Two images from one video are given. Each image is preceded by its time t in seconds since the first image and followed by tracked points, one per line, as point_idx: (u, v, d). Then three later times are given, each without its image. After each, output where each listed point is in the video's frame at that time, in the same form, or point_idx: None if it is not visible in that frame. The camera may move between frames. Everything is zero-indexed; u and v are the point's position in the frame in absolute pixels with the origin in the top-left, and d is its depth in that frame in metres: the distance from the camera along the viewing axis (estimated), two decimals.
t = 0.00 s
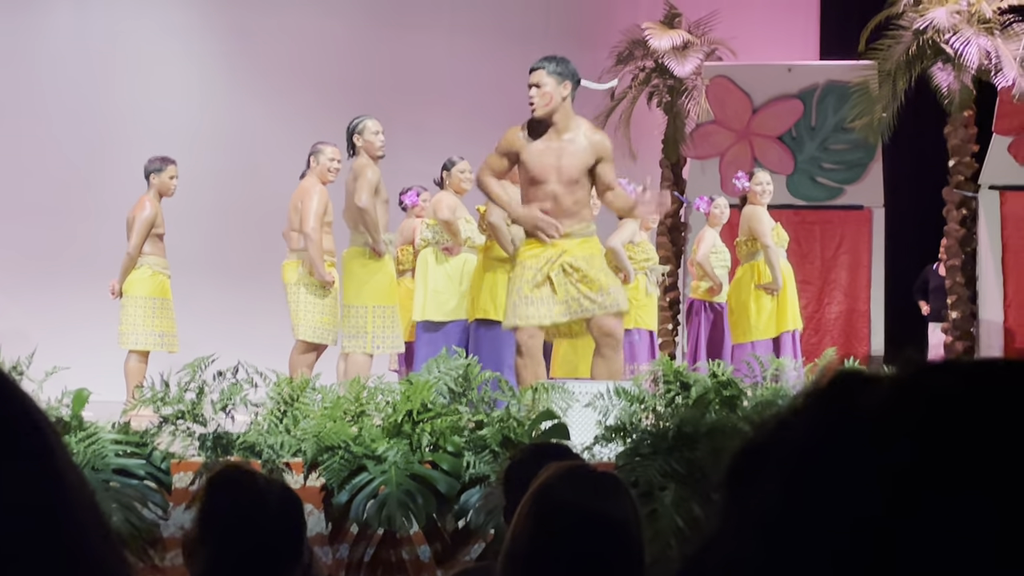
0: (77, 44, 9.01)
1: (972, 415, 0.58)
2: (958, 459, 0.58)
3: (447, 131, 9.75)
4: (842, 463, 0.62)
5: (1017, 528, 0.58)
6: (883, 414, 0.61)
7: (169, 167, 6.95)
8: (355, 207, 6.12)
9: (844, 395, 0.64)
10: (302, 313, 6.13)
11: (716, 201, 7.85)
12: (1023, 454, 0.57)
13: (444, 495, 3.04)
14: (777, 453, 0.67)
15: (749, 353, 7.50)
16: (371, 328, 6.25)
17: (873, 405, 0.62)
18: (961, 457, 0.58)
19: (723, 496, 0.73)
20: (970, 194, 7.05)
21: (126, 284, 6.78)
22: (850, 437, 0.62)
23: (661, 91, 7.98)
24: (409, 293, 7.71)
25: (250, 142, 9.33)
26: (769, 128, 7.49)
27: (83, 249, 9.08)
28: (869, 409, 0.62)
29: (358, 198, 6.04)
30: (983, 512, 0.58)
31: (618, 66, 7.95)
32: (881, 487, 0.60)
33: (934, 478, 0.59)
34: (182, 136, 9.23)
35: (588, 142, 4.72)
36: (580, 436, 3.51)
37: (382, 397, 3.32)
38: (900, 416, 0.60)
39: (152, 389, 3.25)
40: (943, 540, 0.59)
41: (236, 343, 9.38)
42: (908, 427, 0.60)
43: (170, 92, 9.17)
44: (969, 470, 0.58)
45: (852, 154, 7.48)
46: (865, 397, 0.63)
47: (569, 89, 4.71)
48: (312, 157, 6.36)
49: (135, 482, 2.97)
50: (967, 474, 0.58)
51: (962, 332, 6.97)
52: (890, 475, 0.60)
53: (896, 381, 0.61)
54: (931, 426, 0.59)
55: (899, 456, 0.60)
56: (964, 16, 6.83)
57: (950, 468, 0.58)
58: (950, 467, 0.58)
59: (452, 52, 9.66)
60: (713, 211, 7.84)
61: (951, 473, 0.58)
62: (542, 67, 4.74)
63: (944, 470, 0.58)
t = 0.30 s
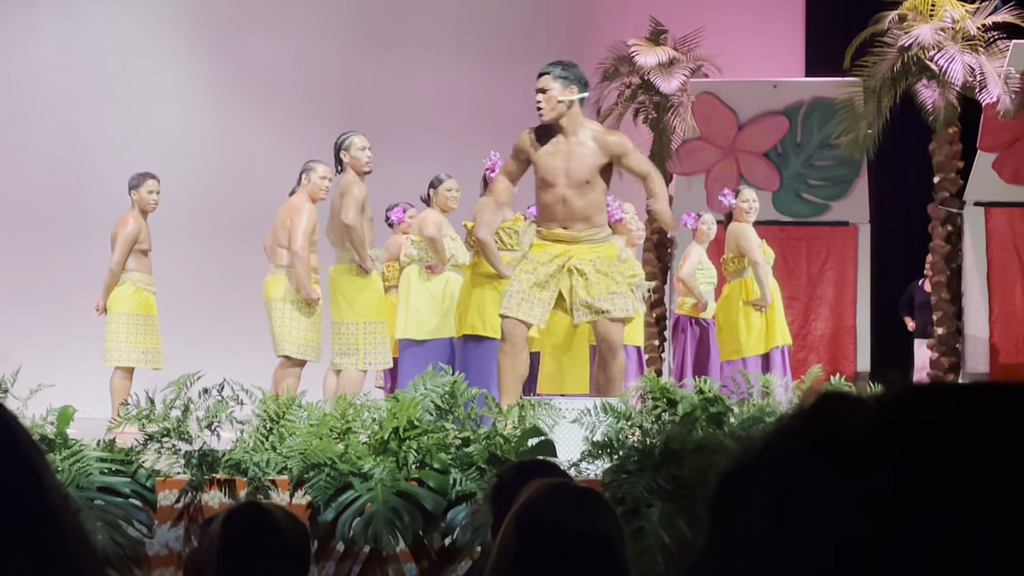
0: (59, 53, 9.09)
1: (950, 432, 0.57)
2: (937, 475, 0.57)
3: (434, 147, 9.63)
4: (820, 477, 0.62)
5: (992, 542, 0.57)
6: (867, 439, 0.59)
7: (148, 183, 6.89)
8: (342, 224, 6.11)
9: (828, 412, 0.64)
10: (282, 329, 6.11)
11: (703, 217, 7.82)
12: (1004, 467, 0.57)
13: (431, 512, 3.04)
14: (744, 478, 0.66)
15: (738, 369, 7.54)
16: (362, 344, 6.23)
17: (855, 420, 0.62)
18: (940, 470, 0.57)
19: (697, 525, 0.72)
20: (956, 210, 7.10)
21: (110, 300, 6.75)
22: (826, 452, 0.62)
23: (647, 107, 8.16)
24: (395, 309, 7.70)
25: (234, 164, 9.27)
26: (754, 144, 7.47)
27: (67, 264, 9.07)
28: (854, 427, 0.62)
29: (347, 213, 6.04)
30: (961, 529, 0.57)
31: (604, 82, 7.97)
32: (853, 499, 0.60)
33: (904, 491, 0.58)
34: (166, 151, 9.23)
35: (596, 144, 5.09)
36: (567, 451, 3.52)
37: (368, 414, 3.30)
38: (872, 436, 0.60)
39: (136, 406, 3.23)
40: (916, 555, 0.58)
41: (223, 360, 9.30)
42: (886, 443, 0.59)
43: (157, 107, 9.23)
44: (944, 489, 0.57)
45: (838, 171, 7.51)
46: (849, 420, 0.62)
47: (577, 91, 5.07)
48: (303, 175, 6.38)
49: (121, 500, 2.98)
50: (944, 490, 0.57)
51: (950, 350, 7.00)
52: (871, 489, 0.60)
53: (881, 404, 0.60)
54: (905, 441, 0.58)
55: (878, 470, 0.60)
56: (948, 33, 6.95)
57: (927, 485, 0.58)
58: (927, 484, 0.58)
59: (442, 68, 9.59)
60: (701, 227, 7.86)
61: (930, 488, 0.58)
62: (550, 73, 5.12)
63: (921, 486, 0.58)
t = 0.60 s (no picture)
0: (46, 58, 9.11)
1: (937, 437, 0.59)
2: (921, 478, 0.60)
3: (420, 158, 9.61)
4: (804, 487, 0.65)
5: (977, 546, 0.58)
6: (856, 447, 0.62)
7: (137, 197, 6.91)
8: (329, 236, 6.10)
9: (818, 427, 0.67)
10: (269, 341, 6.09)
11: (692, 229, 7.79)
12: (990, 469, 0.59)
13: (419, 525, 3.04)
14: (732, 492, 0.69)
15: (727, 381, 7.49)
16: (348, 357, 6.23)
17: (840, 434, 0.65)
18: (925, 472, 0.60)
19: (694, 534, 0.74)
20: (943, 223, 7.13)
21: (95, 314, 6.74)
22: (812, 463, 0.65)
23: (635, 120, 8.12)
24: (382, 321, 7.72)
25: (222, 175, 9.26)
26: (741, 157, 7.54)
27: (54, 275, 9.07)
28: (837, 437, 0.65)
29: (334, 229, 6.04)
30: (949, 534, 0.59)
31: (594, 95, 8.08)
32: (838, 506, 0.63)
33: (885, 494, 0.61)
34: (155, 162, 9.24)
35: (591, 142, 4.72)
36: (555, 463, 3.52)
37: (356, 426, 3.29)
38: (857, 443, 0.62)
39: (123, 418, 3.20)
40: (899, 559, 0.60)
41: (211, 372, 9.32)
42: (873, 450, 0.61)
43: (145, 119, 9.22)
44: (932, 493, 0.59)
45: (826, 184, 7.61)
46: (838, 429, 0.65)
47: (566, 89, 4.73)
48: (291, 188, 6.38)
49: (108, 514, 2.97)
50: (931, 493, 0.59)
51: (936, 361, 7.01)
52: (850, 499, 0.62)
53: (868, 414, 0.63)
54: (891, 447, 0.61)
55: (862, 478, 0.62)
56: (935, 46, 6.96)
57: (911, 489, 0.60)
58: (912, 489, 0.60)
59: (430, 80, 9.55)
60: (688, 240, 7.86)
61: (914, 493, 0.60)
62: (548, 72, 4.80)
63: (904, 491, 0.60)
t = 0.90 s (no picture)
0: (36, 76, 9.21)
1: (936, 443, 0.59)
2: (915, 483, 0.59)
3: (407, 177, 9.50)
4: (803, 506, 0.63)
5: (974, 550, 0.58)
6: (844, 461, 0.62)
7: (124, 214, 6.92)
8: (314, 251, 6.07)
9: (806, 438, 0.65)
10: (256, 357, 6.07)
11: (678, 245, 7.82)
12: (981, 478, 0.58)
13: (405, 541, 3.03)
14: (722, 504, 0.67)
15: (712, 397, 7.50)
16: (332, 373, 6.22)
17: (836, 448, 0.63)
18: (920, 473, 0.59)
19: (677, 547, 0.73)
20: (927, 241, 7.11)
21: (83, 330, 6.71)
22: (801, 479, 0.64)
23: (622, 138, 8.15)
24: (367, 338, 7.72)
25: (207, 195, 9.26)
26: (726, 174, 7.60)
27: (41, 292, 9.10)
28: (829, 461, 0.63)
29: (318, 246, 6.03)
30: (948, 541, 0.59)
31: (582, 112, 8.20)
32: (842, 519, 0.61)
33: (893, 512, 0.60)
34: (139, 180, 9.23)
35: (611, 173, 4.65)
36: (542, 479, 3.53)
37: (342, 443, 3.29)
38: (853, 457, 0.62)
39: (109, 435, 3.17)
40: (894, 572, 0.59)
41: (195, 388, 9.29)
42: (870, 457, 0.61)
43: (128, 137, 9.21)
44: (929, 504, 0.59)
45: (813, 201, 7.60)
46: (828, 439, 0.64)
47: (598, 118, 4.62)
48: (273, 205, 6.32)
49: (91, 530, 2.95)
50: (936, 496, 0.59)
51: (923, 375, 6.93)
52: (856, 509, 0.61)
53: (857, 428, 0.62)
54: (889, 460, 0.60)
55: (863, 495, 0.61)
56: (920, 64, 6.94)
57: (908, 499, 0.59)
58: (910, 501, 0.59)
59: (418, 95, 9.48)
60: (674, 256, 7.80)
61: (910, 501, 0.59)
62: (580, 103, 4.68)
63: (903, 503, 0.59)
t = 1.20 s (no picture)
0: None
1: None
2: None
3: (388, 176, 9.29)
4: None
5: None
6: None
7: (63, 221, 6.62)
8: (275, 260, 5.83)
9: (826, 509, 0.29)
10: (210, 382, 5.73)
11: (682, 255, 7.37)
12: None
13: None
14: None
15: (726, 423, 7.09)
16: (299, 399, 5.87)
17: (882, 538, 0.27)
18: None
19: None
20: (964, 249, 7.05)
21: (15, 350, 6.37)
22: None
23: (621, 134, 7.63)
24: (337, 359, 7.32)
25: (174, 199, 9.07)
26: (739, 175, 7.29)
27: None
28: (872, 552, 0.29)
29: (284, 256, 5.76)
30: None
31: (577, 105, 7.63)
32: None
33: None
34: (91, 184, 9.06)
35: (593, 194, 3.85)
36: (532, 518, 3.23)
37: (308, 477, 2.97)
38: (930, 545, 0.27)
39: (42, 469, 2.95)
40: None
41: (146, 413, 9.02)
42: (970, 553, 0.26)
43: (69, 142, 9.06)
44: None
45: (833, 206, 7.30)
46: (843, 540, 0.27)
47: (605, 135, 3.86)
48: (233, 207, 6.00)
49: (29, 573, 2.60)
50: None
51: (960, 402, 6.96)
52: None
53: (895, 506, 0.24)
54: None
55: None
56: (955, 52, 6.90)
57: None
58: None
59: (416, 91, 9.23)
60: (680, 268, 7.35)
61: None
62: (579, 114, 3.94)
63: None
